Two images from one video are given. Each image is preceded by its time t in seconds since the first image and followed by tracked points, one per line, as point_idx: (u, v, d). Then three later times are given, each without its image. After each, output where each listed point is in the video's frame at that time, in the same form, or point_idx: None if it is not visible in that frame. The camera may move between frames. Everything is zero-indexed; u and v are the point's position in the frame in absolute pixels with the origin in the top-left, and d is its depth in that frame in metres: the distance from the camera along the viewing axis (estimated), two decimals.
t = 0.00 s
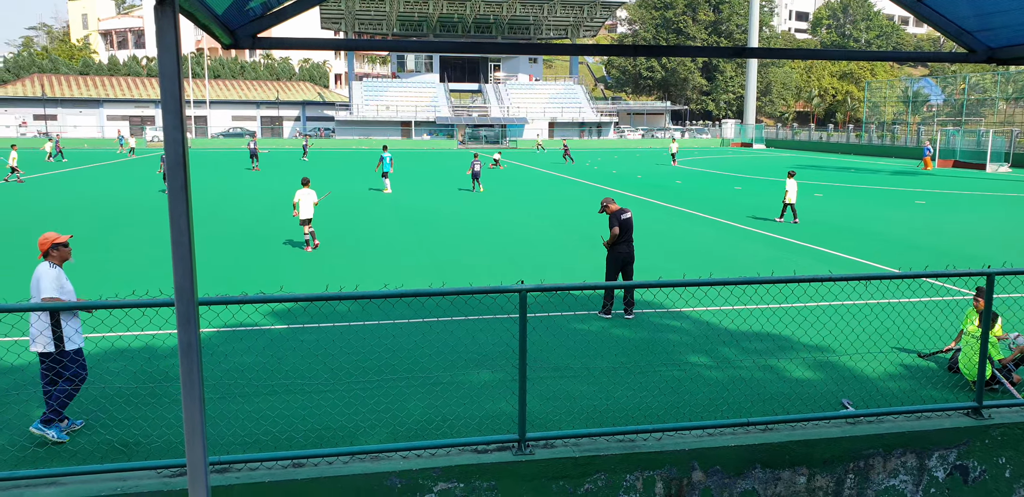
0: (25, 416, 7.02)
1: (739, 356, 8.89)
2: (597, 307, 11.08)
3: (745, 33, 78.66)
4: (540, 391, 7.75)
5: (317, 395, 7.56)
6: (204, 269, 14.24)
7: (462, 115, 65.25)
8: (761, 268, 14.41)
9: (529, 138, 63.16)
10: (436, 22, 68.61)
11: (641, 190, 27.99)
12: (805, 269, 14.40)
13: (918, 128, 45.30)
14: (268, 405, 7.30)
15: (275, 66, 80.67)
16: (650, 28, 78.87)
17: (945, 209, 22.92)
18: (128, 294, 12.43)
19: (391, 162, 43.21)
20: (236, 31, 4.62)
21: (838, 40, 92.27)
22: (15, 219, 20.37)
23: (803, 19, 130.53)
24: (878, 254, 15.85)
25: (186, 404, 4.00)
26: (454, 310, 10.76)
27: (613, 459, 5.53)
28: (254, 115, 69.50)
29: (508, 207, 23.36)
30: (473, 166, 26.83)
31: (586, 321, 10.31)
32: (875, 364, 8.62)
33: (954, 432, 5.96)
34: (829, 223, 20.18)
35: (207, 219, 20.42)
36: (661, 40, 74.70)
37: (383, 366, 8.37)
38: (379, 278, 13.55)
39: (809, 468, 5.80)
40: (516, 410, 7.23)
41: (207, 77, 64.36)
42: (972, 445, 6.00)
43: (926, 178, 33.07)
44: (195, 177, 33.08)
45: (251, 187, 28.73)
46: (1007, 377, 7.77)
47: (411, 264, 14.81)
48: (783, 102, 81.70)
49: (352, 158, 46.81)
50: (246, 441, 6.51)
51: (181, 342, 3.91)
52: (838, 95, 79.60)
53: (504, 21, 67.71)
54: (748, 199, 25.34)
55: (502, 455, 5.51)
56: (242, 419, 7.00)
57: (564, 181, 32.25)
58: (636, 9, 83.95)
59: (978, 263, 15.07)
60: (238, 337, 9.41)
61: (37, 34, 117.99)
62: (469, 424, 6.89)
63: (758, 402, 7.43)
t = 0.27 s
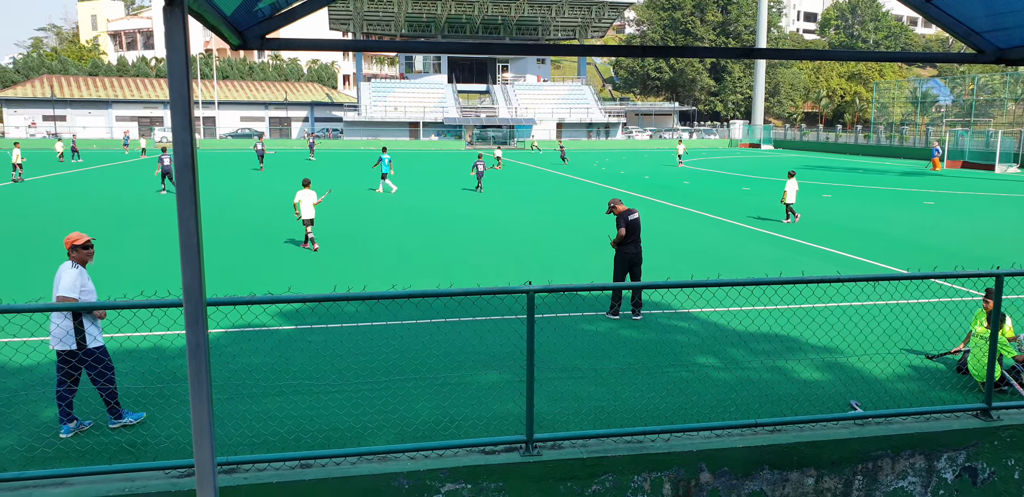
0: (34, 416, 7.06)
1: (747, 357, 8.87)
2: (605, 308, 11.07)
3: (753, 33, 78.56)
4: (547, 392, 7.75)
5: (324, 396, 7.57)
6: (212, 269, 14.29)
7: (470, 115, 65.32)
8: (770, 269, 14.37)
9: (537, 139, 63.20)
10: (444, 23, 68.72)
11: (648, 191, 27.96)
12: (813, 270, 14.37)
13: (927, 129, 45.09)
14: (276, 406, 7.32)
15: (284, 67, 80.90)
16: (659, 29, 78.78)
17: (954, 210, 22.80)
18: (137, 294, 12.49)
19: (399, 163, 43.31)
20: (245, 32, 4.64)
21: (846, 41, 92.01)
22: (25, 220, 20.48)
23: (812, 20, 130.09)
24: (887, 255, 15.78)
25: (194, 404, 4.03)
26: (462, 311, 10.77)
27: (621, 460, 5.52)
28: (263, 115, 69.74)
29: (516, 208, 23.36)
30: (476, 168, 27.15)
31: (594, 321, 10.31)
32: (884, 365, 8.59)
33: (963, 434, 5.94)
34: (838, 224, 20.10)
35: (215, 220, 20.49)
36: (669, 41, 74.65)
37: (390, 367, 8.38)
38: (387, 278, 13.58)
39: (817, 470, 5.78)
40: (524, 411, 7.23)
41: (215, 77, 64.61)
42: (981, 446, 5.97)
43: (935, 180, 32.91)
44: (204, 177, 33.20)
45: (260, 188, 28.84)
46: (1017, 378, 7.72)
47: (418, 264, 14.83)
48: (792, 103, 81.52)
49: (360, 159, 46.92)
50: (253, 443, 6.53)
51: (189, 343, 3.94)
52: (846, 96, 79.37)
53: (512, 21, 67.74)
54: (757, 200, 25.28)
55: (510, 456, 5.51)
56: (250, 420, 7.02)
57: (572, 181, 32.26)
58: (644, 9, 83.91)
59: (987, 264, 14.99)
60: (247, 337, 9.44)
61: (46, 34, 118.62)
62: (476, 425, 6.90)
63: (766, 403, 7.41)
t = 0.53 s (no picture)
0: (38, 416, 7.07)
1: (751, 358, 8.85)
2: (609, 308, 11.06)
3: (758, 34, 78.52)
4: (552, 392, 7.74)
5: (328, 395, 7.57)
6: (216, 270, 14.30)
7: (474, 116, 65.35)
8: (774, 269, 14.34)
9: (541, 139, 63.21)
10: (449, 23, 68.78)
11: (653, 191, 27.92)
12: (818, 270, 14.34)
13: (932, 130, 44.99)
14: (281, 406, 7.32)
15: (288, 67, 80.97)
16: (663, 30, 78.71)
17: (959, 211, 22.74)
18: (142, 294, 12.51)
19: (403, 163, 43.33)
20: (250, 32, 4.64)
21: (851, 42, 91.85)
22: (30, 220, 20.54)
23: (817, 20, 129.77)
24: (891, 256, 15.73)
25: (198, 403, 4.04)
26: (466, 311, 10.78)
27: (625, 461, 5.51)
28: (267, 116, 69.84)
29: (519, 209, 23.37)
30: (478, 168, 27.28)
31: (598, 322, 10.31)
32: (888, 366, 8.56)
33: (968, 435, 5.92)
34: (843, 224, 20.06)
35: (219, 220, 20.53)
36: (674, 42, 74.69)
37: (394, 367, 8.40)
38: (391, 279, 13.58)
39: (822, 470, 5.76)
40: (528, 411, 7.23)
41: (220, 78, 64.74)
42: (986, 446, 5.95)
43: (939, 180, 32.83)
44: (209, 177, 33.24)
45: (265, 188, 28.88)
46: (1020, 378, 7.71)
47: (423, 264, 14.83)
48: (797, 104, 81.50)
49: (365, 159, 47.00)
50: (258, 442, 6.53)
51: (194, 343, 3.95)
52: (851, 96, 79.28)
53: (517, 22, 67.72)
54: (761, 201, 25.24)
55: (514, 456, 5.51)
56: (254, 420, 7.01)
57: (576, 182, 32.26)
58: (648, 10, 83.90)
59: (991, 264, 14.95)
60: (251, 337, 9.47)
61: (52, 35, 118.95)
62: (480, 425, 6.90)
63: (770, 404, 7.40)
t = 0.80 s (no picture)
0: (40, 415, 7.08)
1: (753, 358, 8.83)
2: (610, 308, 11.06)
3: (760, 34, 78.41)
4: (552, 392, 7.74)
5: (329, 395, 7.58)
6: (218, 270, 14.31)
7: (475, 115, 65.36)
8: (776, 269, 14.33)
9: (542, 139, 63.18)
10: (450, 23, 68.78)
11: (655, 191, 27.89)
12: (819, 270, 14.33)
13: (934, 129, 44.88)
14: (282, 406, 7.33)
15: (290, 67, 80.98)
16: (665, 29, 78.58)
17: (961, 210, 22.69)
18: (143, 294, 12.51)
19: (404, 163, 43.33)
20: (251, 32, 4.64)
21: (853, 41, 91.59)
22: (33, 219, 20.57)
23: (819, 20, 129.48)
24: (893, 255, 15.70)
25: (200, 404, 4.04)
26: (467, 311, 10.78)
27: (626, 461, 5.51)
28: (269, 116, 69.88)
29: (521, 208, 23.36)
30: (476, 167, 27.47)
31: (600, 322, 10.30)
32: (890, 366, 8.56)
33: (970, 435, 5.92)
34: (845, 224, 20.04)
35: (221, 220, 20.54)
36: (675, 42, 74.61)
37: (396, 367, 8.39)
38: (393, 279, 13.58)
39: (823, 470, 5.76)
40: (529, 411, 7.23)
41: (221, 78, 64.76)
42: (988, 447, 5.94)
43: (941, 180, 32.77)
44: (210, 177, 33.25)
45: (266, 188, 28.89)
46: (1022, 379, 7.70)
47: (424, 264, 14.83)
48: (798, 103, 81.40)
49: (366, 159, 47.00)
50: (259, 442, 6.53)
51: (195, 343, 3.95)
52: (853, 96, 79.07)
53: (518, 21, 67.69)
54: (762, 200, 25.21)
55: (515, 456, 5.51)
56: (255, 420, 7.02)
57: (578, 181, 32.26)
58: (650, 9, 83.80)
59: (993, 264, 14.92)
60: (252, 337, 9.48)
61: (54, 35, 119.06)
62: (482, 425, 6.90)
63: (772, 404, 7.39)
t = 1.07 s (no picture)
0: (44, 416, 7.09)
1: (756, 359, 8.83)
2: (614, 309, 11.07)
3: (764, 34, 78.30)
4: (555, 393, 7.74)
5: (332, 396, 7.58)
6: (222, 270, 14.35)
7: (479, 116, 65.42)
8: (780, 270, 14.31)
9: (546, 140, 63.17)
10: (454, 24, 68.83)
11: (659, 192, 27.81)
12: (823, 271, 14.30)
13: (938, 130, 44.75)
14: (286, 406, 7.33)
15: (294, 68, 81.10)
16: (669, 30, 78.50)
17: (965, 212, 22.60)
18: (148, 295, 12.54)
19: (408, 164, 43.38)
20: (255, 33, 4.66)
21: (857, 42, 91.37)
22: (37, 220, 20.61)
23: (823, 20, 129.14)
24: (897, 257, 15.66)
25: (204, 405, 4.06)
26: (471, 312, 10.79)
27: (629, 462, 5.51)
28: (273, 116, 70.00)
29: (524, 209, 23.38)
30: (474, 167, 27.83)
31: (603, 322, 10.30)
32: (894, 368, 8.54)
33: (974, 437, 5.90)
34: (849, 225, 19.98)
35: (224, 220, 20.58)
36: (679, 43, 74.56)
37: (399, 368, 8.40)
38: (396, 280, 13.59)
39: (827, 472, 5.75)
40: (532, 412, 7.22)
41: (225, 78, 64.84)
42: (992, 449, 5.92)
43: (946, 181, 32.69)
44: (215, 179, 33.26)
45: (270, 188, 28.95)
46: None
47: (428, 265, 14.84)
48: (802, 104, 81.29)
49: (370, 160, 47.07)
50: (263, 443, 6.54)
51: (199, 343, 3.97)
52: (857, 96, 78.86)
53: (522, 22, 67.70)
54: (766, 201, 25.18)
55: (518, 457, 5.51)
56: (259, 420, 7.03)
57: (581, 182, 32.26)
58: (654, 10, 83.77)
59: (998, 266, 14.87)
60: (256, 337, 9.50)
61: (59, 35, 119.40)
62: (485, 426, 6.90)
63: (775, 405, 7.37)
